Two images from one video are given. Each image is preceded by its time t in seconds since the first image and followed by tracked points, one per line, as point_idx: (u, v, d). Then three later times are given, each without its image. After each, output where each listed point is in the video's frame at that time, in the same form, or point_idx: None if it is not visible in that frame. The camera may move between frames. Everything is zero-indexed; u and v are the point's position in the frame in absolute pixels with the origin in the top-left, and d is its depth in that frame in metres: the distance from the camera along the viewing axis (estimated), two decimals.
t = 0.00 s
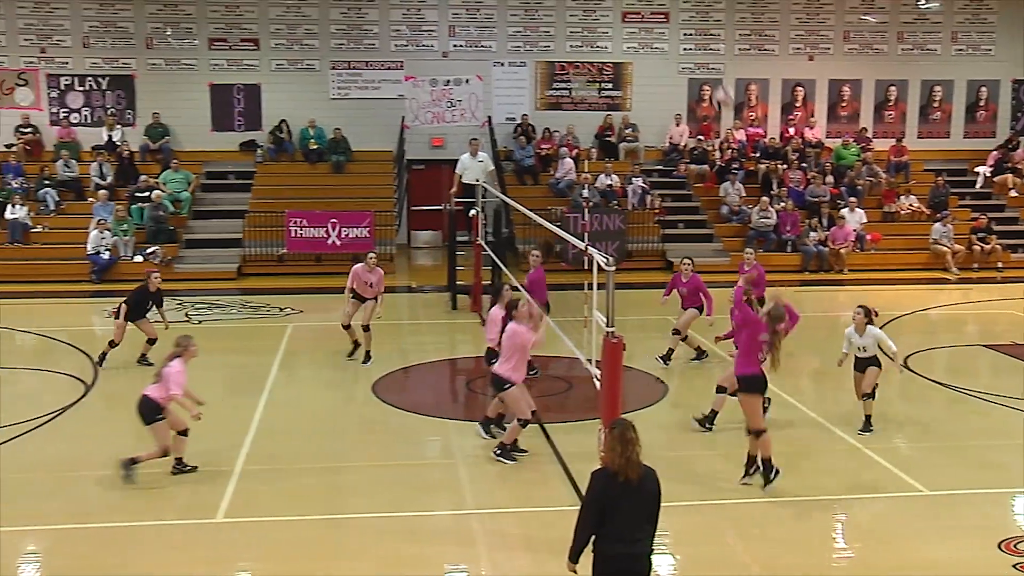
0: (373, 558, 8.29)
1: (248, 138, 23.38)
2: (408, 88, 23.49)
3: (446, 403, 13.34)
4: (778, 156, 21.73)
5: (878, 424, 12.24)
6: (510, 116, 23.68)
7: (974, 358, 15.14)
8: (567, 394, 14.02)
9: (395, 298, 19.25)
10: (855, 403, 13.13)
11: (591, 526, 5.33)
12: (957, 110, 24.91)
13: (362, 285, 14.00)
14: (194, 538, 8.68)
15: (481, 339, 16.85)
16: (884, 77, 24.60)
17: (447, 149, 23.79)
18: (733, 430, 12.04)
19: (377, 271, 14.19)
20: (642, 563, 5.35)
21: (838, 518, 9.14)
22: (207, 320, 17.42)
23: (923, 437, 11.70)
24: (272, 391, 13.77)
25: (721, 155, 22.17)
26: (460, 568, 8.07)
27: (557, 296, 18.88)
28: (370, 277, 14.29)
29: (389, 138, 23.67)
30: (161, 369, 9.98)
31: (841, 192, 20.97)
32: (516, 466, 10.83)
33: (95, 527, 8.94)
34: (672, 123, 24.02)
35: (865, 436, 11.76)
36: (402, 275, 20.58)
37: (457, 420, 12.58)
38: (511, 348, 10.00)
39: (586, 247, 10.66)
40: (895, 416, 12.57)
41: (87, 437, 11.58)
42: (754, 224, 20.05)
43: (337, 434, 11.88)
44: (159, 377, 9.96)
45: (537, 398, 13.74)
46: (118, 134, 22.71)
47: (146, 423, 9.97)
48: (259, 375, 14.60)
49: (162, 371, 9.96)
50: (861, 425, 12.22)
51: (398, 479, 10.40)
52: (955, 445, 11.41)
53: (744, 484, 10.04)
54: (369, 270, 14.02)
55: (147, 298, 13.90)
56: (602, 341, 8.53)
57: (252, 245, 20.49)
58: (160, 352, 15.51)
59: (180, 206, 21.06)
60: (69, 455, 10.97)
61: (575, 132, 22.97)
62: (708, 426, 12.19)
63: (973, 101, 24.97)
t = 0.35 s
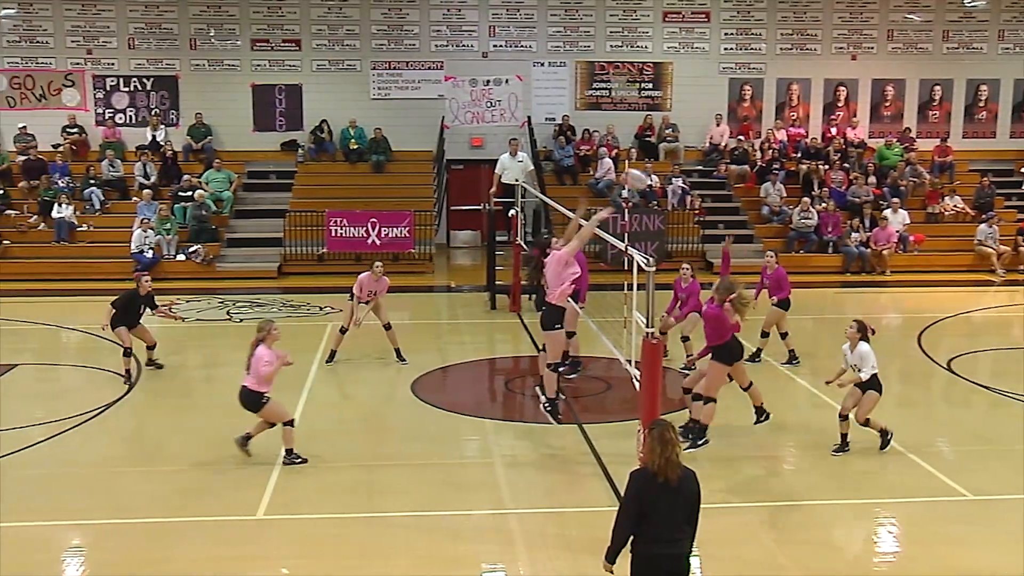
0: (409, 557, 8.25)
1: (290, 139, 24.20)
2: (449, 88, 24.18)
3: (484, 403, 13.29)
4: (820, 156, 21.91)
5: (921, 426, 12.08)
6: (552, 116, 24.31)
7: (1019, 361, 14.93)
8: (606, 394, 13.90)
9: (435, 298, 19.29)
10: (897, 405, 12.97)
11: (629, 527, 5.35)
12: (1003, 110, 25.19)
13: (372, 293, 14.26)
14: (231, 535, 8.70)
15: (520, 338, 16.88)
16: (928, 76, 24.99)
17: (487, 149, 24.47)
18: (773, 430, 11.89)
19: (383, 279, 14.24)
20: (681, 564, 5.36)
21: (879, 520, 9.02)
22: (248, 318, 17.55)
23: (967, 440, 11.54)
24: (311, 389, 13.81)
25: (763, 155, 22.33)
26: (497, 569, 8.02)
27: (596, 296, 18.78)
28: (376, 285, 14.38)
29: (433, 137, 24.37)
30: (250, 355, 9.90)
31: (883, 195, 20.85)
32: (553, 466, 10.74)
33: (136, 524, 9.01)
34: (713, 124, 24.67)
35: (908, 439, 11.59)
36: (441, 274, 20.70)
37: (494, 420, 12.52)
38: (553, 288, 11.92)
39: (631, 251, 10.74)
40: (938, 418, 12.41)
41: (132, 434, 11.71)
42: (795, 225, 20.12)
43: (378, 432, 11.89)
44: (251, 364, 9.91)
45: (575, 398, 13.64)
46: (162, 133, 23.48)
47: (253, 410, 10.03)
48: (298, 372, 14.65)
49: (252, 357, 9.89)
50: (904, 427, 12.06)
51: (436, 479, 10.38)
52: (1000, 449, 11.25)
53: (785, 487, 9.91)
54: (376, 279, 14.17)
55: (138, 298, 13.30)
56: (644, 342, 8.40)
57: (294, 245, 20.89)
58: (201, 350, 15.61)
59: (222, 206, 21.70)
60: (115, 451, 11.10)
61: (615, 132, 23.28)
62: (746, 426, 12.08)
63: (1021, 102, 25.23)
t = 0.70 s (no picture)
0: (453, 554, 7.85)
1: (339, 139, 25.44)
2: (496, 88, 25.32)
3: (527, 403, 12.58)
4: (870, 156, 23.24)
5: (974, 429, 11.45)
6: (598, 116, 25.48)
7: None
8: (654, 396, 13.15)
9: (480, 297, 19.28)
10: (947, 407, 12.35)
11: (672, 527, 5.24)
12: None
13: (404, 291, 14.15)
14: (272, 531, 8.36)
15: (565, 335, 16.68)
16: (981, 74, 25.85)
17: (533, 149, 25.67)
18: (831, 430, 11.37)
19: (412, 271, 14.18)
20: (727, 568, 5.22)
21: (927, 526, 8.44)
22: (294, 316, 17.62)
23: None
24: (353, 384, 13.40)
25: (809, 155, 23.74)
26: (546, 569, 7.55)
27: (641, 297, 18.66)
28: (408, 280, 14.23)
29: (476, 138, 25.58)
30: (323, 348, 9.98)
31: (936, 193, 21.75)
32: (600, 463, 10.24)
33: (181, 518, 8.69)
34: (761, 124, 25.63)
35: (960, 442, 10.96)
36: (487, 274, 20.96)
37: (537, 420, 11.80)
38: (607, 332, 9.92)
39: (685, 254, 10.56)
40: (992, 421, 11.78)
41: (176, 427, 11.51)
42: (844, 226, 20.83)
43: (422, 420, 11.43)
44: (325, 357, 10.01)
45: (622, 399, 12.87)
46: (212, 133, 24.77)
47: (328, 403, 10.12)
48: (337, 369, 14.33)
49: (326, 350, 9.98)
50: (957, 430, 11.44)
51: (479, 473, 9.93)
52: None
53: (844, 489, 9.39)
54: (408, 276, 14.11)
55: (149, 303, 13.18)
56: (690, 343, 8.09)
57: (341, 243, 21.40)
58: (245, 347, 15.55)
59: (270, 205, 22.28)
60: (162, 445, 10.87)
61: (661, 132, 24.40)
62: (790, 426, 11.53)
63: None
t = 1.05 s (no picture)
0: (481, 553, 7.83)
1: (367, 138, 25.53)
2: (524, 88, 25.38)
3: (554, 403, 12.51)
4: (901, 156, 23.33)
5: (1006, 432, 11.28)
6: (626, 115, 25.47)
7: None
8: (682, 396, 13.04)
9: (508, 296, 19.34)
10: (978, 409, 12.19)
11: (699, 527, 5.13)
12: None
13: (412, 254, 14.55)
14: (300, 529, 8.37)
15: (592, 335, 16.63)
16: (1014, 73, 25.67)
17: (561, 148, 25.84)
18: (861, 431, 11.25)
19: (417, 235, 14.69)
20: (754, 569, 5.13)
21: (958, 529, 8.32)
22: (322, 315, 17.75)
23: None
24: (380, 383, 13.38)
25: (839, 155, 23.75)
26: (574, 569, 7.52)
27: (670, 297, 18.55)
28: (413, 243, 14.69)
29: (503, 138, 25.64)
30: (380, 335, 9.88)
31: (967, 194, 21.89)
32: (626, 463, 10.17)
33: (211, 515, 8.72)
34: (790, 123, 25.59)
35: (991, 444, 10.80)
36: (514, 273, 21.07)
37: (563, 420, 11.73)
38: (628, 334, 9.57)
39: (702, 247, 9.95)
40: None
41: (204, 425, 11.56)
42: (874, 226, 20.90)
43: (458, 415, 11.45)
44: (380, 344, 9.92)
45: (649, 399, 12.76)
46: (241, 133, 25.08)
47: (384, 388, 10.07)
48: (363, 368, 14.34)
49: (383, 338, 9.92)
50: (989, 432, 11.28)
51: (505, 472, 9.91)
52: None
53: (875, 491, 9.29)
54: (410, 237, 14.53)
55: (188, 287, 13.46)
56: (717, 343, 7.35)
57: (369, 243, 21.65)
58: (274, 346, 15.64)
59: (298, 204, 22.58)
60: (194, 442, 10.92)
61: (689, 132, 24.45)
62: (819, 427, 11.41)
63: None
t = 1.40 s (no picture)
0: (487, 554, 7.82)
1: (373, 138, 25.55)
2: (530, 88, 25.37)
3: (560, 403, 12.49)
4: (909, 156, 23.35)
5: (1014, 433, 11.24)
6: (633, 115, 25.47)
7: None
8: (689, 395, 13.01)
9: (515, 296, 19.34)
10: (986, 409, 12.16)
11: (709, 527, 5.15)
12: None
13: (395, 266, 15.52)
14: (306, 530, 8.36)
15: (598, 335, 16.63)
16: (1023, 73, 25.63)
17: (568, 148, 25.81)
18: (869, 432, 11.22)
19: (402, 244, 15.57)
20: (765, 570, 5.12)
21: (966, 530, 8.30)
22: (329, 315, 17.76)
23: None
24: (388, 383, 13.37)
25: (846, 155, 23.75)
26: (580, 570, 7.50)
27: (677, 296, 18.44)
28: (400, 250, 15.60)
29: (509, 138, 25.66)
30: (412, 334, 9.93)
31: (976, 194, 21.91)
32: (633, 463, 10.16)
33: (218, 515, 8.72)
34: (797, 123, 25.59)
35: (999, 445, 10.78)
36: (521, 273, 21.08)
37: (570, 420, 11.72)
38: (609, 362, 8.83)
39: (710, 245, 9.77)
40: None
41: (212, 425, 11.55)
42: (882, 227, 20.90)
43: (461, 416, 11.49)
44: (412, 344, 9.95)
45: (656, 399, 12.73)
46: (248, 133, 25.11)
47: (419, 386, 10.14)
48: (370, 368, 14.34)
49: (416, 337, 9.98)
50: (996, 433, 11.24)
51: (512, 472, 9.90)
52: None
53: (883, 492, 9.27)
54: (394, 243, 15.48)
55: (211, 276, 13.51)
56: (725, 344, 7.13)
57: (376, 244, 21.72)
58: (281, 346, 15.65)
59: (305, 204, 22.60)
60: (202, 442, 10.92)
61: (696, 132, 24.48)
62: (827, 428, 11.38)
63: None
